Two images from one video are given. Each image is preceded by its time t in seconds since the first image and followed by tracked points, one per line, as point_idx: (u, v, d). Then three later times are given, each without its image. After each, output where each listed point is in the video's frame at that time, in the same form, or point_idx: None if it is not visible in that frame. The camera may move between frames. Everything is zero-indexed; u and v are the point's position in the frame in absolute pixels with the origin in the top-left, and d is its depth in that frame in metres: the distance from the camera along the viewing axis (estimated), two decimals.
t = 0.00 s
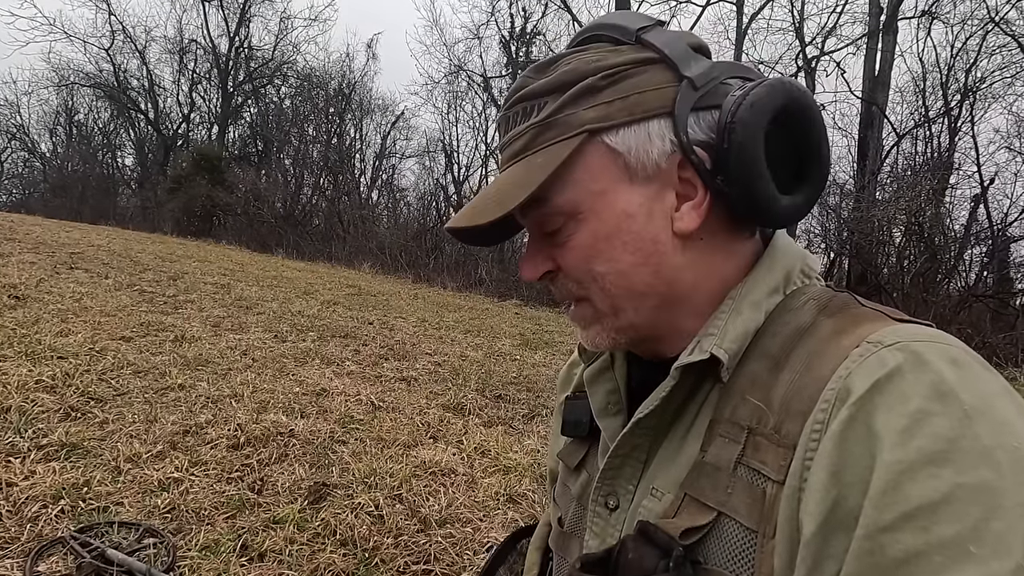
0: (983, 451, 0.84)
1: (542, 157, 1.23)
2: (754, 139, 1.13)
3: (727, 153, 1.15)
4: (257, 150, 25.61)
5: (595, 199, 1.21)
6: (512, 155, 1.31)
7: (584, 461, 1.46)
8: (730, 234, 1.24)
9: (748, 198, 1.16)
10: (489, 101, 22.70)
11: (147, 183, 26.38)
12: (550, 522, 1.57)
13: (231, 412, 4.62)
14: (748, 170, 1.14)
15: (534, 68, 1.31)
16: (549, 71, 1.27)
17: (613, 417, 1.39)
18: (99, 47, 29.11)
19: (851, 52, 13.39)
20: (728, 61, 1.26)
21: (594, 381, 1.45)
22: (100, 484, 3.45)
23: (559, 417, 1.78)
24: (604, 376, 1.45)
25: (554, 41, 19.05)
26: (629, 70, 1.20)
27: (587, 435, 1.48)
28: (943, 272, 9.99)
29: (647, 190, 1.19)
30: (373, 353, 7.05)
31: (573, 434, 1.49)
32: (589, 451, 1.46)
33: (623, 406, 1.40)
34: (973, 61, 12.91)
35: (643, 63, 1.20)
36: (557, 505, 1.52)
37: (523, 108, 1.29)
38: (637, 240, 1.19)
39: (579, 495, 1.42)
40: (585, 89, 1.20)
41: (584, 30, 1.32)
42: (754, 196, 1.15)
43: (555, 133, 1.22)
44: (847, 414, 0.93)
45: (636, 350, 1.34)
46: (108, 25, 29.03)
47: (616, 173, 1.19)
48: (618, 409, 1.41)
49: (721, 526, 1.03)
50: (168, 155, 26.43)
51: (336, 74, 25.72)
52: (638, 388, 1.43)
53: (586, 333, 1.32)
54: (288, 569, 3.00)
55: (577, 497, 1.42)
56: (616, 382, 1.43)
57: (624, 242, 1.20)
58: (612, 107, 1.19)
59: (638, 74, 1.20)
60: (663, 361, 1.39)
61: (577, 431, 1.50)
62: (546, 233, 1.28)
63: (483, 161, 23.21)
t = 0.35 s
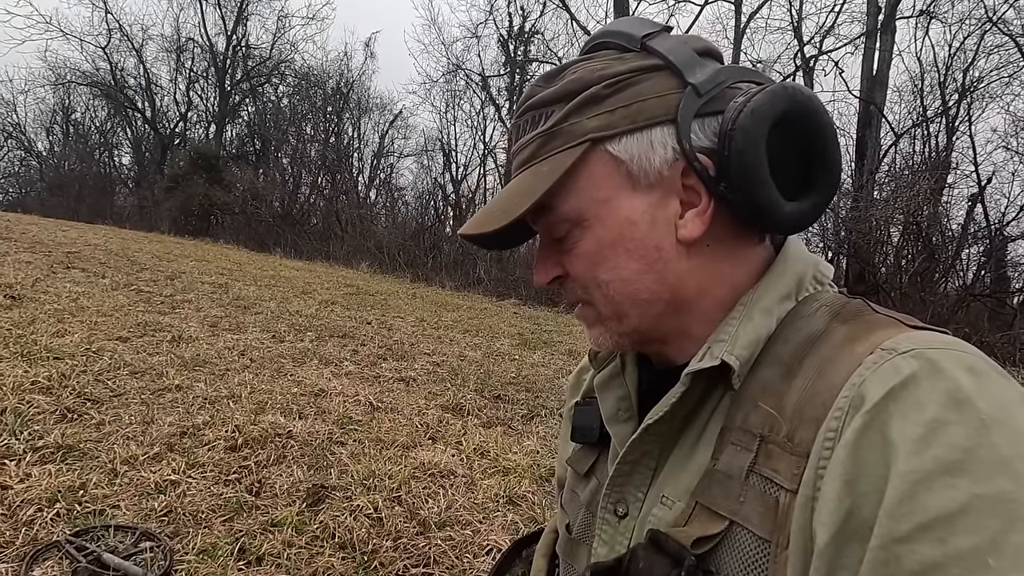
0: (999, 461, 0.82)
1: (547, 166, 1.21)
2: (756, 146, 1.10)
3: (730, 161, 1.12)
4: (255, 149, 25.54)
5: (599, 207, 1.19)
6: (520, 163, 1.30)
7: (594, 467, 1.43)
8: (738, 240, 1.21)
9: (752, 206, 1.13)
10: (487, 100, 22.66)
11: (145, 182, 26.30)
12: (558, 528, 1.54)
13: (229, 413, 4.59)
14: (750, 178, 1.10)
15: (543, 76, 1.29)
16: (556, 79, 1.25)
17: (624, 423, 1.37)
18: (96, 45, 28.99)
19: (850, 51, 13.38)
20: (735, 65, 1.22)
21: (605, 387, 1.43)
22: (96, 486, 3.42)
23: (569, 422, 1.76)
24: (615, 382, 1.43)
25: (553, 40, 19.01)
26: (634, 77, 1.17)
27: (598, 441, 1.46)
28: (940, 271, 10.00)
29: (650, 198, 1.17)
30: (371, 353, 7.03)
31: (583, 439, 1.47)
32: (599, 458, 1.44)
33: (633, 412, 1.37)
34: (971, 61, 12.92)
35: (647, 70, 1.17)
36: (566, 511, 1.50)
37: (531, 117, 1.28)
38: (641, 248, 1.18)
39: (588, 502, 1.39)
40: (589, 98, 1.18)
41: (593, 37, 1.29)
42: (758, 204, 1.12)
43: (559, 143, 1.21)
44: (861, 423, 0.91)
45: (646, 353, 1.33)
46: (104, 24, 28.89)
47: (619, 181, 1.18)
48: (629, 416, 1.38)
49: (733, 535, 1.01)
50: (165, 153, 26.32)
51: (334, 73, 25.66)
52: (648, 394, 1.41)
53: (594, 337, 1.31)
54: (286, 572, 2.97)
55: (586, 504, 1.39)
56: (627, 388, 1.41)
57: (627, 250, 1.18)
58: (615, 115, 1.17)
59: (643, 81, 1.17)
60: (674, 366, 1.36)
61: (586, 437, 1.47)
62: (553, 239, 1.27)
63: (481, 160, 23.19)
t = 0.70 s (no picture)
0: (1000, 463, 0.81)
1: (549, 167, 1.21)
2: (758, 147, 1.09)
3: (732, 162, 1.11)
4: (253, 149, 25.53)
5: (600, 208, 1.19)
6: (523, 164, 1.30)
7: (596, 469, 1.42)
8: (739, 242, 1.20)
9: (756, 207, 1.12)
10: (485, 99, 22.65)
11: (143, 182, 26.25)
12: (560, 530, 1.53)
13: (228, 414, 4.58)
14: (752, 179, 1.10)
15: (546, 76, 1.29)
16: (558, 79, 1.25)
17: (626, 425, 1.36)
18: (94, 45, 28.92)
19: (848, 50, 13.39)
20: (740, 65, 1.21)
21: (607, 389, 1.42)
22: (94, 488, 3.41)
23: (570, 425, 1.75)
24: (616, 384, 1.42)
25: (551, 40, 19.01)
26: (636, 77, 1.16)
27: (600, 443, 1.45)
28: (939, 271, 10.01)
29: (654, 197, 1.17)
30: (370, 353, 7.02)
31: (585, 442, 1.46)
32: (601, 460, 1.43)
33: (635, 414, 1.36)
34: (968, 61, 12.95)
35: (650, 70, 1.17)
36: (568, 514, 1.49)
37: (533, 118, 1.28)
38: (643, 249, 1.17)
39: (590, 504, 1.38)
40: (592, 99, 1.18)
41: (597, 38, 1.29)
42: (760, 207, 1.11)
43: (562, 145, 1.21)
44: (862, 425, 0.90)
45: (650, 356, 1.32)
46: (102, 23, 28.85)
47: (621, 181, 1.17)
48: (631, 418, 1.37)
49: (734, 537, 1.00)
50: (163, 153, 26.28)
51: (332, 73, 25.63)
52: (650, 397, 1.40)
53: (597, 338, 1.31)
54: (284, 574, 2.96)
55: (589, 507, 1.38)
56: (628, 390, 1.40)
57: (629, 251, 1.18)
58: (617, 116, 1.17)
59: (646, 81, 1.17)
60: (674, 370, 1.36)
61: (588, 440, 1.47)
62: (555, 239, 1.26)
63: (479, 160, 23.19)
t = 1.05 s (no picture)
0: (1016, 465, 0.80)
1: (556, 163, 1.20)
2: (771, 146, 1.09)
3: (744, 163, 1.11)
4: (255, 150, 25.58)
5: (609, 206, 1.18)
6: (530, 160, 1.29)
7: (603, 471, 1.42)
8: (748, 242, 1.20)
9: (766, 208, 1.11)
10: (487, 100, 22.66)
11: (145, 183, 26.30)
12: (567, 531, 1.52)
13: (231, 415, 4.57)
14: (764, 179, 1.09)
15: (556, 73, 1.28)
16: (567, 77, 1.24)
17: (633, 426, 1.35)
18: (96, 47, 28.98)
19: (851, 50, 13.37)
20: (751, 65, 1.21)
21: (615, 390, 1.41)
22: (98, 489, 3.41)
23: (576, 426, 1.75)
24: (624, 385, 1.41)
25: (553, 41, 19.01)
26: (647, 76, 1.16)
27: (607, 444, 1.45)
28: (942, 270, 10.01)
29: (664, 196, 1.16)
30: (372, 354, 7.02)
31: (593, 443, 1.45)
32: (608, 461, 1.42)
33: (643, 416, 1.35)
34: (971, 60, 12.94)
35: (660, 69, 1.16)
36: (574, 515, 1.48)
37: (541, 114, 1.27)
38: (652, 249, 1.16)
39: (597, 506, 1.37)
40: (602, 95, 1.17)
41: (608, 34, 1.28)
42: (773, 207, 1.11)
43: (570, 141, 1.20)
44: (873, 428, 0.89)
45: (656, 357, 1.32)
46: (104, 25, 28.89)
47: (631, 180, 1.16)
48: (638, 419, 1.36)
49: (744, 538, 0.99)
50: (166, 155, 26.32)
51: (334, 74, 25.67)
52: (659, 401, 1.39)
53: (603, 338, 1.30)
54: None
55: (595, 508, 1.37)
56: (636, 391, 1.39)
57: (637, 250, 1.17)
58: (628, 113, 1.16)
59: (656, 79, 1.16)
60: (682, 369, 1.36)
61: (595, 442, 1.46)
62: (562, 238, 1.25)
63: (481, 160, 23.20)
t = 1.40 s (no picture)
0: (1003, 468, 0.78)
1: (619, 122, 1.21)
2: (838, 145, 1.18)
3: (802, 159, 1.20)
4: (258, 151, 25.69)
5: (663, 178, 1.21)
6: (578, 118, 1.29)
7: (596, 467, 1.45)
8: (774, 234, 1.28)
9: (816, 201, 1.20)
10: (489, 101, 22.71)
11: (149, 185, 26.41)
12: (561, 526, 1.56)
13: (234, 415, 4.61)
14: (823, 176, 1.18)
15: (614, 37, 1.30)
16: (632, 40, 1.27)
17: (626, 423, 1.38)
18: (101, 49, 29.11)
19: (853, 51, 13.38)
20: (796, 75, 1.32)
21: (607, 387, 1.44)
22: (103, 488, 3.45)
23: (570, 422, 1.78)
24: (617, 383, 1.44)
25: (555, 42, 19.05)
26: (720, 61, 1.22)
27: (600, 441, 1.47)
28: (947, 270, 10.00)
29: (721, 176, 1.21)
30: (375, 355, 7.07)
31: (585, 439, 1.49)
32: (601, 457, 1.46)
33: (636, 414, 1.38)
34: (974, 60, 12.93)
35: (727, 55, 1.23)
36: (568, 510, 1.51)
37: (598, 73, 1.27)
38: (699, 228, 1.21)
39: (589, 502, 1.41)
40: (677, 65, 1.20)
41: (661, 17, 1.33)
42: (823, 203, 1.20)
43: (633, 104, 1.21)
44: (862, 431, 0.88)
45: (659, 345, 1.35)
46: (109, 27, 29.04)
47: (691, 155, 1.20)
48: (630, 417, 1.39)
49: (732, 535, 1.01)
50: (170, 156, 26.45)
51: (336, 76, 25.75)
52: (650, 398, 1.43)
53: (617, 312, 1.31)
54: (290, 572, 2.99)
55: (587, 504, 1.41)
56: (628, 389, 1.42)
57: (687, 225, 1.21)
58: (696, 91, 1.20)
59: (723, 63, 1.22)
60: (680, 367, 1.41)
61: (588, 438, 1.49)
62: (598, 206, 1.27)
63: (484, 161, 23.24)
